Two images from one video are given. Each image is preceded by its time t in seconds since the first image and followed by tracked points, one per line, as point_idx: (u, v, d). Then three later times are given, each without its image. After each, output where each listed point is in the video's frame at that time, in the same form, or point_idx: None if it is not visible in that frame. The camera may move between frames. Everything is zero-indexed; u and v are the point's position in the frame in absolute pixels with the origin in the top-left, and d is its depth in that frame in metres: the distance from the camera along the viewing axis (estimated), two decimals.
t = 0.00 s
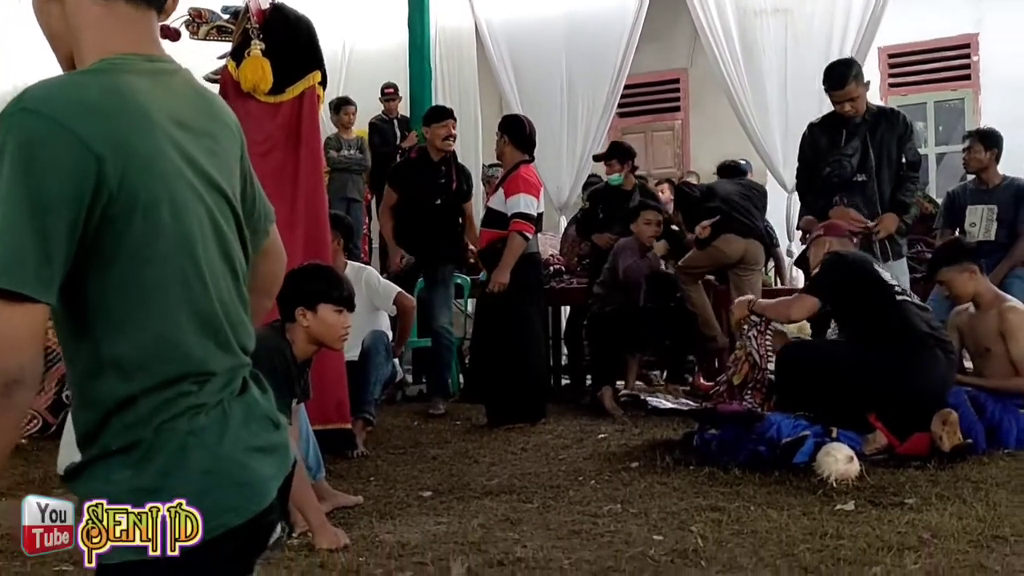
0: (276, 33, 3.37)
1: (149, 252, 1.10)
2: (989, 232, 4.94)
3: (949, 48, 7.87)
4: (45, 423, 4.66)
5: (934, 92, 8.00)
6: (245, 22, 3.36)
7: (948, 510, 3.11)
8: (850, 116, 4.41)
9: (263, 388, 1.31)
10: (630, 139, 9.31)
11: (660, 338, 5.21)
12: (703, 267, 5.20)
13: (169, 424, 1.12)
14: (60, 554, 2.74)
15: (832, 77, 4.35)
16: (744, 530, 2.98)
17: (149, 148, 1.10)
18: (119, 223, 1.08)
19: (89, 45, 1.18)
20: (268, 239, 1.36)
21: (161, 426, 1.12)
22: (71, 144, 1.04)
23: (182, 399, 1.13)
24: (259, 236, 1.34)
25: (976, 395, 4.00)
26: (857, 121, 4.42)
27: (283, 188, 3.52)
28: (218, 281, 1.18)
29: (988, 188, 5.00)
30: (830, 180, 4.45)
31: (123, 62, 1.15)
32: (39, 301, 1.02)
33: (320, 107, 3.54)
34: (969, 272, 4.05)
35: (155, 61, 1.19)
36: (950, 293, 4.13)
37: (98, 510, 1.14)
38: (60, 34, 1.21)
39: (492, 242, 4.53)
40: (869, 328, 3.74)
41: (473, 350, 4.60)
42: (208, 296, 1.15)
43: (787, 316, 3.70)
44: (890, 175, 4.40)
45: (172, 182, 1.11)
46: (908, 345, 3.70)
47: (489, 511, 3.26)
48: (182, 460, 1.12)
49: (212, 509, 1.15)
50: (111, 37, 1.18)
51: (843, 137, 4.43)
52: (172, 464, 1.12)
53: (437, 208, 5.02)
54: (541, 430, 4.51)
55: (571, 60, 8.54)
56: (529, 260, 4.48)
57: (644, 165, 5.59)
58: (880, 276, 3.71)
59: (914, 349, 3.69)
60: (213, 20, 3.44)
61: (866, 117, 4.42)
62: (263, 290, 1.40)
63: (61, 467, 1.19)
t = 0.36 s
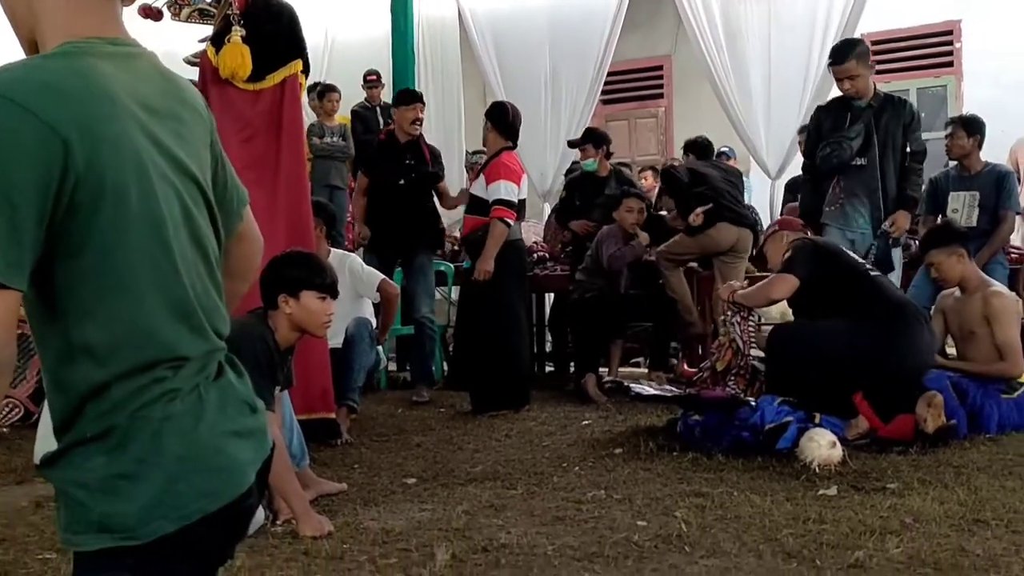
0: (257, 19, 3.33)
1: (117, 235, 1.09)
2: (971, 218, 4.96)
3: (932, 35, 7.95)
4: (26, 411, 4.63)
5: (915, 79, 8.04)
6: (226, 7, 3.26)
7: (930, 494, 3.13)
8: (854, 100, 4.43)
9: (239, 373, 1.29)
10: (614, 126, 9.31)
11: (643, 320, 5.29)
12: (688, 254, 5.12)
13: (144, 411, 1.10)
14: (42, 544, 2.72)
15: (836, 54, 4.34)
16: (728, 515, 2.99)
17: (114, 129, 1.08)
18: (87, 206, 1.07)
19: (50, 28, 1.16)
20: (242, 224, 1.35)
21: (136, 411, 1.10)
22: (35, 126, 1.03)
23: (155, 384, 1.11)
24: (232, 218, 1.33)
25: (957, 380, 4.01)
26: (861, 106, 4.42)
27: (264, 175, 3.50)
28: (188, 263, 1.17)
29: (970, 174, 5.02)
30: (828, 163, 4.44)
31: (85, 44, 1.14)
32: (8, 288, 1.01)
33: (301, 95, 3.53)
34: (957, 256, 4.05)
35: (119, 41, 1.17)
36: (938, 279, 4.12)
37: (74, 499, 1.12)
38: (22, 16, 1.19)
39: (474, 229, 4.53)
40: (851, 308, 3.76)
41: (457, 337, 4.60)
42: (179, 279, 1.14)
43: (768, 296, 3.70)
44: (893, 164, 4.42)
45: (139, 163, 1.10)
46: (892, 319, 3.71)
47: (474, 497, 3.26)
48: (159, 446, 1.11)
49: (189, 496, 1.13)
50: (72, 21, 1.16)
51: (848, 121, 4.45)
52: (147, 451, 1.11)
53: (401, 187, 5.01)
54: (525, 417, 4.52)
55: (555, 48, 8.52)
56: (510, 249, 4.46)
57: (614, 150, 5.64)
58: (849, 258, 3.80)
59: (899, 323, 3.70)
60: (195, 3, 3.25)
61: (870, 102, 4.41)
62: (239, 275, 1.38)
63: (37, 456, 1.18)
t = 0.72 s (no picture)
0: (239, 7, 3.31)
1: (84, 220, 1.08)
2: (955, 207, 4.98)
3: (916, 26, 8.00)
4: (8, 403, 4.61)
5: (899, 69, 8.08)
6: None
7: (913, 483, 3.14)
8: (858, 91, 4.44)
9: (218, 359, 1.28)
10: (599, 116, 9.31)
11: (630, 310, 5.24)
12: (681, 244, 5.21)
13: (122, 401, 1.10)
14: (23, 535, 2.71)
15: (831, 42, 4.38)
16: (712, 504, 3.00)
17: (74, 112, 1.07)
18: (52, 191, 1.06)
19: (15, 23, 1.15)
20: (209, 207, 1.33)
21: (113, 402, 1.09)
22: None
23: (132, 371, 1.11)
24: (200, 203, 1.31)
25: (939, 369, 4.03)
26: (862, 96, 4.41)
27: (248, 165, 3.47)
28: (159, 248, 1.15)
29: (954, 164, 5.04)
30: (819, 152, 4.45)
31: (44, 27, 1.13)
32: None
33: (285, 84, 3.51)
34: (942, 245, 4.06)
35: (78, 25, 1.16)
36: (923, 266, 4.14)
37: (52, 494, 1.11)
38: None
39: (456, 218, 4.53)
40: (831, 292, 3.79)
41: (441, 327, 4.60)
42: (150, 264, 1.13)
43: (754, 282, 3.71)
44: (887, 156, 4.39)
45: (102, 146, 1.09)
46: (873, 304, 3.71)
47: (458, 487, 3.26)
48: (138, 436, 1.10)
49: (168, 486, 1.13)
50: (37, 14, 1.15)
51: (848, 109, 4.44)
52: (126, 442, 1.10)
53: (364, 175, 4.94)
54: (510, 408, 4.53)
55: (540, 38, 8.50)
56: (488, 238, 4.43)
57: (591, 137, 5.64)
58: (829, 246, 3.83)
59: (880, 307, 3.71)
60: None
61: (871, 93, 4.40)
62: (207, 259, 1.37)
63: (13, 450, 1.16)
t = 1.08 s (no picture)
0: None
1: (84, 210, 1.07)
2: (943, 200, 4.98)
3: (904, 20, 8.02)
4: None
5: (888, 62, 8.10)
6: None
7: (899, 475, 3.15)
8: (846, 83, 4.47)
9: (215, 354, 1.27)
10: (588, 110, 9.32)
11: (619, 302, 5.21)
12: (679, 237, 5.24)
13: (117, 394, 1.08)
14: (10, 531, 2.70)
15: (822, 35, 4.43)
16: (700, 497, 3.00)
17: (69, 103, 1.07)
18: (51, 181, 1.06)
19: None
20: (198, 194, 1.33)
21: (109, 397, 1.08)
22: None
23: (128, 366, 1.09)
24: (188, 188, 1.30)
25: (926, 362, 4.05)
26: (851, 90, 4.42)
27: (238, 157, 3.45)
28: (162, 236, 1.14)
29: (941, 157, 5.06)
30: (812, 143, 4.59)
31: (39, 18, 1.12)
32: None
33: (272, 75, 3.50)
34: (930, 238, 4.07)
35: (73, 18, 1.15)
36: (910, 259, 4.15)
37: (47, 486, 1.10)
38: None
39: (447, 211, 4.53)
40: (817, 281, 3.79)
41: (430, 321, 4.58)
42: (152, 254, 1.12)
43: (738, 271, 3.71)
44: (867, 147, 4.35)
45: (99, 135, 1.08)
46: (858, 296, 3.73)
47: (447, 481, 3.26)
48: (133, 431, 1.09)
49: (163, 481, 1.12)
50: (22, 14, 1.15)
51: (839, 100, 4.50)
52: (122, 437, 1.09)
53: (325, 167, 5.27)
54: (498, 402, 4.53)
55: (529, 31, 8.48)
56: (480, 230, 4.46)
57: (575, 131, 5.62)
58: (823, 239, 3.82)
59: (868, 300, 3.72)
60: None
61: (858, 85, 4.40)
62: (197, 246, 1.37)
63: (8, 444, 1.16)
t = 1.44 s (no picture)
0: None
1: (102, 225, 1.04)
2: (933, 196, 5.01)
3: (896, 16, 8.03)
4: None
5: (879, 58, 8.12)
6: None
7: (890, 471, 3.16)
8: (829, 79, 4.56)
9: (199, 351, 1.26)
10: (580, 105, 9.31)
11: (612, 298, 5.20)
12: (677, 233, 5.23)
13: (117, 390, 1.07)
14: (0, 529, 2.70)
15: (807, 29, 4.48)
16: (692, 493, 3.01)
17: (86, 118, 1.01)
18: (81, 205, 1.02)
19: None
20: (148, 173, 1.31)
21: (110, 393, 1.07)
22: (15, 122, 0.95)
23: (129, 364, 1.08)
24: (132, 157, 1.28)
25: (917, 357, 4.07)
26: (835, 85, 4.53)
27: (226, 154, 3.45)
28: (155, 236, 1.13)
29: (932, 153, 5.07)
30: (796, 140, 4.69)
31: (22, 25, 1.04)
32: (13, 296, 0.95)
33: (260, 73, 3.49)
34: (919, 234, 4.08)
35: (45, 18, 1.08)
36: (901, 255, 4.16)
37: (44, 481, 1.08)
38: None
39: (439, 208, 4.54)
40: (806, 279, 3.79)
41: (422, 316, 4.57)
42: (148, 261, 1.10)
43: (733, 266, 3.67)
44: (851, 140, 4.46)
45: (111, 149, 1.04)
46: (850, 306, 3.73)
47: (439, 477, 3.27)
48: (133, 426, 1.08)
49: (161, 477, 1.11)
50: None
51: (820, 96, 4.60)
52: (121, 432, 1.08)
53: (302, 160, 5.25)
54: (490, 398, 4.53)
55: (520, 27, 8.47)
56: (474, 226, 4.47)
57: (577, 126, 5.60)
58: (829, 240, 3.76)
59: (860, 304, 3.73)
60: None
61: (842, 81, 4.51)
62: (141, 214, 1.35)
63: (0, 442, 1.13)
